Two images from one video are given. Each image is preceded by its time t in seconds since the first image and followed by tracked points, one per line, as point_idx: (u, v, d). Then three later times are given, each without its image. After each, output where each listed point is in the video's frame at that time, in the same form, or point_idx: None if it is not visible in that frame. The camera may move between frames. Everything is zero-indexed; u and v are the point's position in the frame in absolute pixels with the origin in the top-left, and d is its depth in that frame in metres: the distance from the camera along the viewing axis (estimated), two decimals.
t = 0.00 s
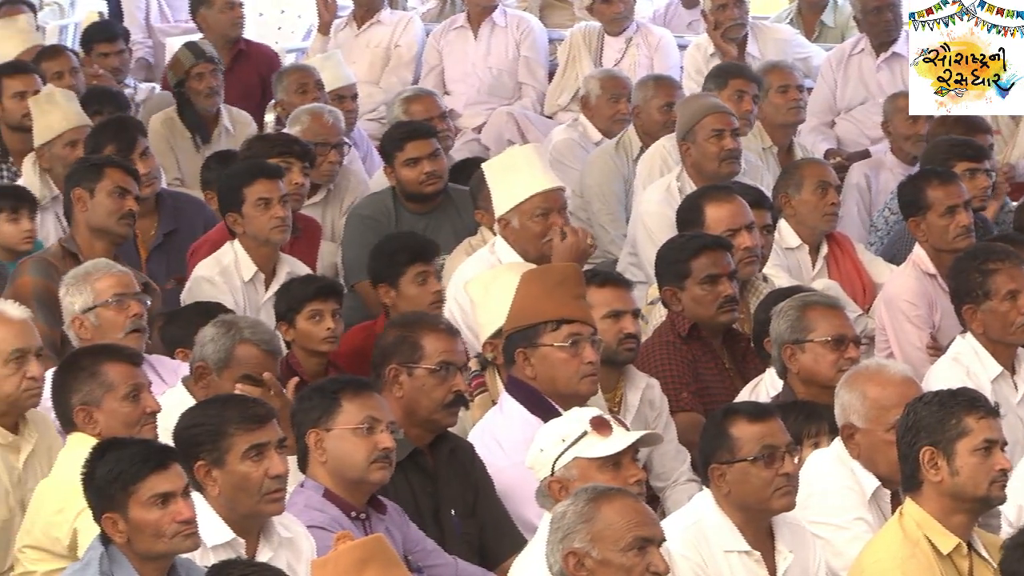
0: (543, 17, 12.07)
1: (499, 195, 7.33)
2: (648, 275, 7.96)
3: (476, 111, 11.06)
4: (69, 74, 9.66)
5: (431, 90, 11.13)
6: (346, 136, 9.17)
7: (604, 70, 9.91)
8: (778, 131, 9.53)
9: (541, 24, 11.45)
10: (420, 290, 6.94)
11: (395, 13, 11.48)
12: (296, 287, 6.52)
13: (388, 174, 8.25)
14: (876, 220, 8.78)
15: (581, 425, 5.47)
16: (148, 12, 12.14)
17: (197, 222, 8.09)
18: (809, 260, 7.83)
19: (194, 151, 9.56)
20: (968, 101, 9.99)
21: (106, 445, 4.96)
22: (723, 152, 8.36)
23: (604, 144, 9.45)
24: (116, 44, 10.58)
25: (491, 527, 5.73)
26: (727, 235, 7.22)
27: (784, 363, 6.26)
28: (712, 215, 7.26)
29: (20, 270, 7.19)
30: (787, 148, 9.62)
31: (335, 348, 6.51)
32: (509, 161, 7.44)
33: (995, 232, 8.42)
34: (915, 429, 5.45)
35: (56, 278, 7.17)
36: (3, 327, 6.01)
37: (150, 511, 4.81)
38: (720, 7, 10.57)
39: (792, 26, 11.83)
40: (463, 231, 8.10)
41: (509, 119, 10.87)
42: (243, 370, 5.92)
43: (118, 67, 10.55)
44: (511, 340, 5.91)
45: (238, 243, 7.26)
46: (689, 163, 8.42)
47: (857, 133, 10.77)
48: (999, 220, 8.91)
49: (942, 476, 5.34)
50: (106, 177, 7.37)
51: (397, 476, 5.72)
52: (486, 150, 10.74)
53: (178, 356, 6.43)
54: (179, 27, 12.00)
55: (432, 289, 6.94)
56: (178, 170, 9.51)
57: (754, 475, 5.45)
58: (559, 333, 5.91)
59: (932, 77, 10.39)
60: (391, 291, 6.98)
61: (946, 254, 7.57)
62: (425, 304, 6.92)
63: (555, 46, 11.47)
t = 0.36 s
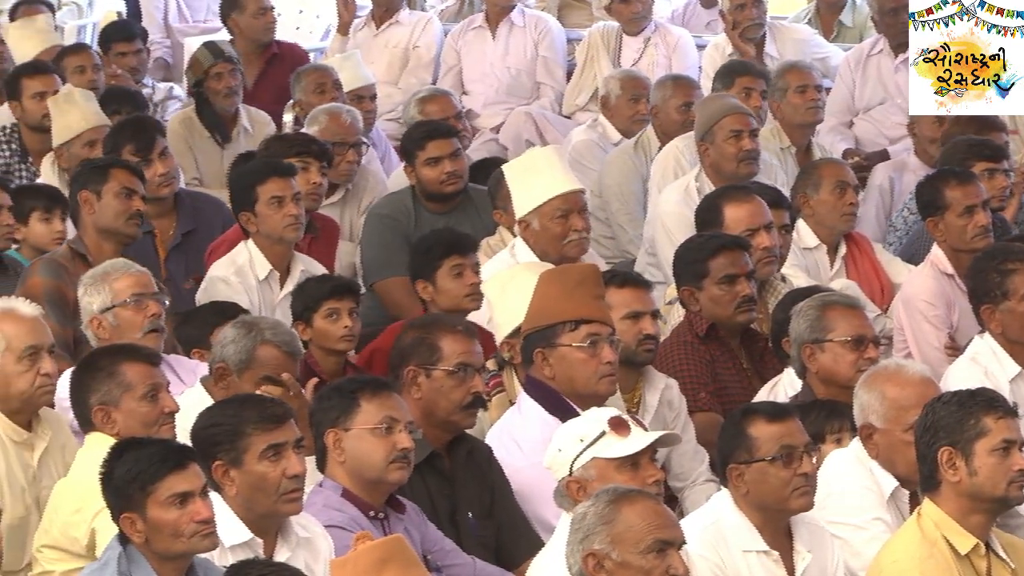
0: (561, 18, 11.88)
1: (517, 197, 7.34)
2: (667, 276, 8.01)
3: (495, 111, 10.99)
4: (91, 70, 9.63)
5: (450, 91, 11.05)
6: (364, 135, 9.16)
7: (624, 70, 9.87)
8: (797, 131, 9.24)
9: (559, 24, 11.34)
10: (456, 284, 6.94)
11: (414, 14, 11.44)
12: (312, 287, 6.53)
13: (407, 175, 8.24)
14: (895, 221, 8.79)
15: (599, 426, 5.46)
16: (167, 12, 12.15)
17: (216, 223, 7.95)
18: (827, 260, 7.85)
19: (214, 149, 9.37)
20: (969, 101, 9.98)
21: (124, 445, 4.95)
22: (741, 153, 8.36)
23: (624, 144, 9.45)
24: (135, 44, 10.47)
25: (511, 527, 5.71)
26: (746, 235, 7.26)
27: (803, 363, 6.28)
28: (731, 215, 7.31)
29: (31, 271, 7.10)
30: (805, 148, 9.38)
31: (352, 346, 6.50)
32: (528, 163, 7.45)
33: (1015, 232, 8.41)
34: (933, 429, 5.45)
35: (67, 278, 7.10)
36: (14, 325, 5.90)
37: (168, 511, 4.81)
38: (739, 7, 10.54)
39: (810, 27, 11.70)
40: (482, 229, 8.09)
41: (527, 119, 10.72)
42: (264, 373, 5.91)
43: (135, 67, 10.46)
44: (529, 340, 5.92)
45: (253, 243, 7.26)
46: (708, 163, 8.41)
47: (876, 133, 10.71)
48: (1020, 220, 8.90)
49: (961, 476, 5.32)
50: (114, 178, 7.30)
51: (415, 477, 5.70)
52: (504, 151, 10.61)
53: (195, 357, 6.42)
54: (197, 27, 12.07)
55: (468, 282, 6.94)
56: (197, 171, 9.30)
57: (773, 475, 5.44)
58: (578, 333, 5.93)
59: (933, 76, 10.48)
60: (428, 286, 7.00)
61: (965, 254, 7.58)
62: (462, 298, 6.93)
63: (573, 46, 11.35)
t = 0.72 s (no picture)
0: (596, 18, 11.79)
1: (551, 198, 7.34)
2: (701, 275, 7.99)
3: (530, 111, 10.87)
4: (128, 72, 9.64)
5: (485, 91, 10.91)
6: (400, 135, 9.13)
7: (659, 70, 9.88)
8: (833, 131, 9.23)
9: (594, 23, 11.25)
10: (472, 282, 6.91)
11: (444, 14, 11.22)
12: (346, 286, 6.54)
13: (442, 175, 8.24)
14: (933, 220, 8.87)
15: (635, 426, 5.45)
16: (202, 12, 11.98)
17: (252, 221, 7.94)
18: (863, 259, 7.82)
19: (249, 151, 9.35)
20: (969, 100, 9.82)
21: (160, 445, 4.96)
22: (778, 154, 8.35)
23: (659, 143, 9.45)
24: (170, 44, 10.45)
25: (548, 529, 5.69)
26: (782, 235, 7.31)
27: (839, 362, 6.30)
28: (767, 214, 7.34)
29: (65, 272, 7.04)
30: (842, 148, 9.34)
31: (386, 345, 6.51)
32: (559, 167, 7.46)
33: None
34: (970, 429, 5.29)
35: (100, 279, 7.02)
36: (48, 324, 5.84)
37: (204, 510, 4.81)
38: (774, 7, 10.44)
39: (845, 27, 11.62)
40: (517, 229, 8.09)
41: (563, 119, 10.74)
42: (303, 376, 5.90)
43: (171, 67, 10.45)
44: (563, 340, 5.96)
45: (289, 242, 7.27)
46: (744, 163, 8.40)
47: (911, 133, 10.61)
48: None
49: (997, 477, 5.15)
50: (140, 180, 7.30)
51: (452, 479, 5.69)
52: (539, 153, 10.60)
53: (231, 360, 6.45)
54: (233, 27, 12.04)
55: (486, 280, 6.91)
56: (233, 171, 9.31)
57: (810, 475, 5.43)
58: (610, 332, 5.96)
59: (934, 77, 10.64)
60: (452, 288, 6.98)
61: (1001, 253, 7.61)
62: (478, 296, 6.90)
63: (608, 46, 11.24)
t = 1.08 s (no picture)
0: (633, 18, 11.75)
1: (587, 200, 7.36)
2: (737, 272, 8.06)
3: (568, 111, 10.86)
4: (165, 72, 9.66)
5: (523, 91, 10.91)
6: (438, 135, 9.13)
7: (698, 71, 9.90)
8: (869, 131, 9.34)
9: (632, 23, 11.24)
10: (498, 284, 6.90)
11: (483, 14, 11.26)
12: (384, 286, 6.57)
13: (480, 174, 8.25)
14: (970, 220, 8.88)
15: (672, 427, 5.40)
16: (240, 12, 12.00)
17: (290, 221, 7.95)
18: (901, 260, 7.86)
19: (287, 151, 9.37)
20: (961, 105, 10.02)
21: (198, 445, 4.93)
22: (816, 154, 8.34)
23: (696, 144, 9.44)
24: (208, 45, 10.48)
25: (587, 531, 5.68)
26: (818, 236, 7.32)
27: (876, 362, 6.34)
28: (803, 215, 7.36)
29: (111, 269, 7.07)
30: (879, 148, 9.47)
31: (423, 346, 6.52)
32: (594, 168, 7.47)
33: None
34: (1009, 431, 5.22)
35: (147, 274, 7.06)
36: (88, 325, 5.88)
37: (242, 510, 4.77)
38: (812, 7, 10.37)
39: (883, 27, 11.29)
40: (555, 229, 8.11)
41: (600, 118, 10.67)
42: (341, 378, 5.91)
43: (209, 67, 10.47)
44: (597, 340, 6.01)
45: (329, 243, 7.28)
46: (782, 164, 8.41)
47: (950, 133, 10.52)
48: None
49: None
50: (175, 181, 7.31)
51: (493, 482, 5.70)
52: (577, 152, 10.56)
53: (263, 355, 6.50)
54: (272, 27, 12.02)
55: (509, 283, 6.89)
56: (271, 171, 9.34)
57: (852, 477, 5.43)
58: (640, 334, 5.99)
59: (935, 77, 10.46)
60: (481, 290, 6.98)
61: None
62: (504, 297, 6.88)
63: (646, 46, 11.22)
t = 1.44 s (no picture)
0: (682, 19, 11.74)
1: (635, 200, 7.37)
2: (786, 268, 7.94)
3: (616, 112, 10.83)
4: (214, 72, 9.69)
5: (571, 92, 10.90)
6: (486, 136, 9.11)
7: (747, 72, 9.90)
8: (918, 132, 9.45)
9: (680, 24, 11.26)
10: (548, 288, 6.92)
11: (532, 14, 11.28)
12: (435, 285, 6.62)
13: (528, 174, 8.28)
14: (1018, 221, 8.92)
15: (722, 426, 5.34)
16: (289, 13, 12.00)
17: (337, 222, 7.96)
18: (948, 260, 7.93)
19: (335, 152, 9.40)
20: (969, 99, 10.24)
21: (246, 445, 4.85)
22: (864, 155, 8.35)
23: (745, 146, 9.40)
24: (257, 45, 10.51)
25: (636, 534, 5.68)
26: (867, 237, 7.37)
27: (924, 363, 6.37)
28: (853, 215, 7.39)
29: (166, 269, 7.09)
30: (928, 149, 9.58)
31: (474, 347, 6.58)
32: (642, 168, 7.48)
33: None
34: None
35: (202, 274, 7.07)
36: (136, 325, 5.88)
37: (290, 510, 4.70)
38: (860, 7, 10.42)
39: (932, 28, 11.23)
40: (604, 231, 8.09)
41: (648, 119, 10.64)
42: (389, 378, 5.93)
43: (258, 68, 10.49)
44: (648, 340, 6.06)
45: (379, 244, 7.31)
46: (829, 164, 8.41)
47: (998, 133, 10.67)
48: None
49: None
50: (230, 183, 7.33)
51: (543, 484, 5.73)
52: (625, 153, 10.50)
53: (291, 341, 6.58)
54: (320, 27, 12.01)
55: (559, 287, 6.91)
56: (319, 172, 9.38)
57: (900, 477, 5.40)
58: (690, 334, 6.03)
59: (932, 76, 9.96)
60: (531, 292, 7.01)
61: None
62: (551, 301, 6.91)
63: (694, 46, 11.25)
